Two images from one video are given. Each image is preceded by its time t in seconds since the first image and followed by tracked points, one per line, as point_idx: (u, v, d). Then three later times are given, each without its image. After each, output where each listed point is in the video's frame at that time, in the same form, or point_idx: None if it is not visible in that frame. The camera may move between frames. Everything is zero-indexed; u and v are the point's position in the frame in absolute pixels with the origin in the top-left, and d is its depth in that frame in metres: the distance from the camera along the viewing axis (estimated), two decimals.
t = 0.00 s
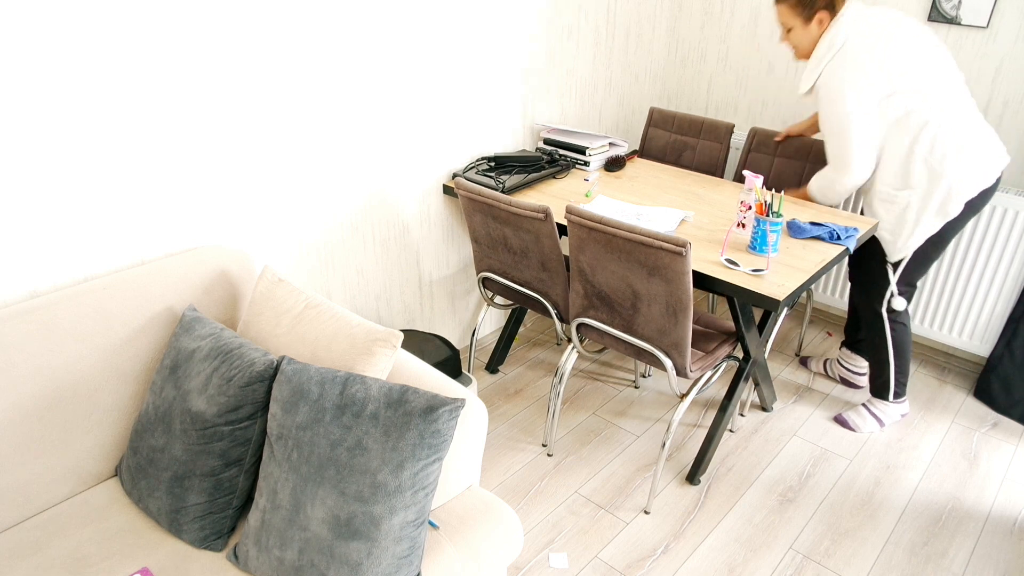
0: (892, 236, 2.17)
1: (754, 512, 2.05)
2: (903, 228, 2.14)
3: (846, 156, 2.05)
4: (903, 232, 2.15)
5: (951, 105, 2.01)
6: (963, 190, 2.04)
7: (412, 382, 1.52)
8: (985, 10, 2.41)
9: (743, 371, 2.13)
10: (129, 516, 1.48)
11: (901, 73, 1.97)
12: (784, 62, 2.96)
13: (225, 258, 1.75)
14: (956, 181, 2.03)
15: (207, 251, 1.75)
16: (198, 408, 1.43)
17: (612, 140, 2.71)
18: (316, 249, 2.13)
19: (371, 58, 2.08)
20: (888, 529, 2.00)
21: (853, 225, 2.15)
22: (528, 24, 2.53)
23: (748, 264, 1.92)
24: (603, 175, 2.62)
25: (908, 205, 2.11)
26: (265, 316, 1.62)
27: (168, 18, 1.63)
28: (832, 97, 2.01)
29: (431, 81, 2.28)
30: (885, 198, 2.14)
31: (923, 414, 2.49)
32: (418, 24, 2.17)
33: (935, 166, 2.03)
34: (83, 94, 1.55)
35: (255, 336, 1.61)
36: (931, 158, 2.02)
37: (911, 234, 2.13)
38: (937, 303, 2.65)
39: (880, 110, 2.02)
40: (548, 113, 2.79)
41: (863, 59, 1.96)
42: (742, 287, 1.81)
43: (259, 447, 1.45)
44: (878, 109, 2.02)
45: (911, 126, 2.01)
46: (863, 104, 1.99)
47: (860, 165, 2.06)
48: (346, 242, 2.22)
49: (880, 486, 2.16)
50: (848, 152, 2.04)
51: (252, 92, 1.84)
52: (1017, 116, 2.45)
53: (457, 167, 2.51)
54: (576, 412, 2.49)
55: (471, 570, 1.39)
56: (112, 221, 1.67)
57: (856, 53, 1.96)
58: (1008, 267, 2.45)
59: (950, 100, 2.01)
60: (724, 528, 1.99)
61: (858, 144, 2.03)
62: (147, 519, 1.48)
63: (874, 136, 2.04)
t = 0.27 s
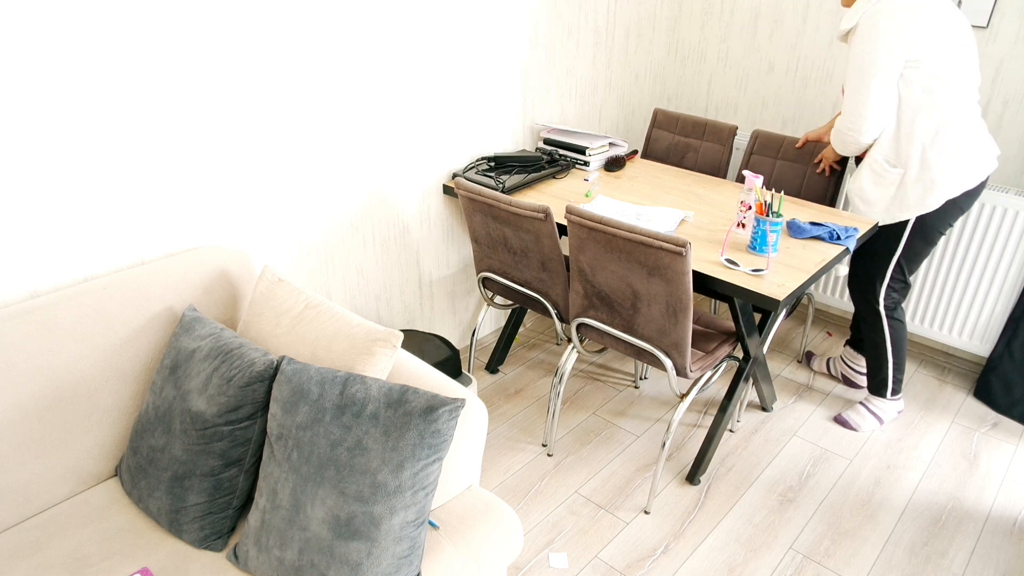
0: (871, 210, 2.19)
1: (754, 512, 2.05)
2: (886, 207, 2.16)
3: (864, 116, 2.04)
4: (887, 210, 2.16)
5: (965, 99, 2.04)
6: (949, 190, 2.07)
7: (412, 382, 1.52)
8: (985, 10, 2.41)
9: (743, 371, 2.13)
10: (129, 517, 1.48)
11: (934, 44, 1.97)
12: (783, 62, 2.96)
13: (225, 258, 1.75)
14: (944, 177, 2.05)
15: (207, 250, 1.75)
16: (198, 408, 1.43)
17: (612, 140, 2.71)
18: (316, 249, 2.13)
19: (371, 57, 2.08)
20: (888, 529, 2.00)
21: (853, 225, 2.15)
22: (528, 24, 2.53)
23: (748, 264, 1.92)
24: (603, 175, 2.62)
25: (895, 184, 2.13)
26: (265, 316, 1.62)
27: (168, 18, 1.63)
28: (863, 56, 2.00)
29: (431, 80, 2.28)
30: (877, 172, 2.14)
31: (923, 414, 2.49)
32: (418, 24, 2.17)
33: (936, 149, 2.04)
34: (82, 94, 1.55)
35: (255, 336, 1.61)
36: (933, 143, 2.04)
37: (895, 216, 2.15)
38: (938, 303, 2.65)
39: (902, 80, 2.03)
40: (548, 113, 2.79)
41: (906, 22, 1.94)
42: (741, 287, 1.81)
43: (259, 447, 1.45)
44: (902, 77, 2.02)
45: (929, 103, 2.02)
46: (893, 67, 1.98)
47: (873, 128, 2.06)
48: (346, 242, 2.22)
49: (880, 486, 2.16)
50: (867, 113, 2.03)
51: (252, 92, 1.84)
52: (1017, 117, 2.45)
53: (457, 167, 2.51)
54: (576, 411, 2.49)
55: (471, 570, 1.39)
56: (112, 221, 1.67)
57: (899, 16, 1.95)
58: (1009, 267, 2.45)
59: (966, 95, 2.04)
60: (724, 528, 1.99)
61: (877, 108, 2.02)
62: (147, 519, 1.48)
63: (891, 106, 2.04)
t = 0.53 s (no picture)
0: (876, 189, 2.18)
1: (754, 512, 2.05)
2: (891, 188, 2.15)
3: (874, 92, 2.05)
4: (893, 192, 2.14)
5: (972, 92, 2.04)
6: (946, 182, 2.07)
7: (412, 382, 1.52)
8: (985, 10, 2.41)
9: (743, 371, 2.13)
10: (129, 517, 1.48)
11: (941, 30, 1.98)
12: (783, 62, 2.96)
13: (225, 258, 1.75)
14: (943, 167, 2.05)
15: (207, 251, 1.75)
16: (198, 408, 1.43)
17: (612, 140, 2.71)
18: (316, 249, 2.13)
19: (371, 57, 2.08)
20: (888, 529, 2.00)
21: (854, 225, 2.15)
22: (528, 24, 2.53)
23: (748, 264, 1.92)
24: (603, 175, 2.62)
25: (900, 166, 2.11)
26: (265, 316, 1.62)
27: (168, 18, 1.63)
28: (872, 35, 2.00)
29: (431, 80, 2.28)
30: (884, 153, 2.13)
31: (923, 414, 2.49)
32: (418, 24, 2.17)
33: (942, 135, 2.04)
34: (82, 94, 1.55)
35: (255, 336, 1.61)
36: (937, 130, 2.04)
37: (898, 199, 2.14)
38: (938, 303, 2.65)
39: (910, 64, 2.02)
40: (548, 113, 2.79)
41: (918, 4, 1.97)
42: (741, 287, 1.81)
43: (259, 447, 1.45)
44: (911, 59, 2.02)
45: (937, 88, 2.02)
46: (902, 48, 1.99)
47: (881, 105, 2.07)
48: (346, 242, 2.22)
49: (880, 486, 2.16)
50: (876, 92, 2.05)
51: (252, 92, 1.84)
52: (1017, 117, 2.45)
53: (457, 167, 2.51)
54: (576, 411, 2.49)
55: (471, 570, 1.39)
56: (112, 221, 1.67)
57: None
58: (1009, 267, 2.45)
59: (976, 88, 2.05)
60: (724, 528, 1.99)
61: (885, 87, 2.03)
62: (147, 519, 1.48)
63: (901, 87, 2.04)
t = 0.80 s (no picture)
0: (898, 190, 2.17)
1: (754, 512, 2.05)
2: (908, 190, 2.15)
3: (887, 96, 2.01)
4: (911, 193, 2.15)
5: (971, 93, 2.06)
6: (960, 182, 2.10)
7: (412, 382, 1.52)
8: (985, 10, 2.41)
9: (743, 371, 2.13)
10: (129, 517, 1.48)
11: (940, 30, 1.98)
12: (783, 62, 2.96)
13: (225, 258, 1.75)
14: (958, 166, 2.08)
15: (207, 251, 1.75)
16: (198, 408, 1.43)
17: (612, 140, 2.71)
18: (316, 249, 2.13)
19: (371, 57, 2.08)
20: (888, 529, 2.00)
21: (854, 225, 2.15)
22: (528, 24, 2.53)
23: (748, 264, 1.92)
24: (603, 175, 2.62)
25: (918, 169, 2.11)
26: (265, 316, 1.62)
27: (168, 18, 1.63)
28: (879, 33, 1.95)
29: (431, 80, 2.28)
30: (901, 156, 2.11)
31: (923, 413, 2.49)
32: (418, 24, 2.17)
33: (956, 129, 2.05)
34: (82, 95, 1.55)
35: (255, 336, 1.61)
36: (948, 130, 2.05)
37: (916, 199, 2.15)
38: (937, 303, 2.65)
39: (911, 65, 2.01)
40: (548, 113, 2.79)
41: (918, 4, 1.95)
42: (741, 287, 1.81)
43: (259, 447, 1.45)
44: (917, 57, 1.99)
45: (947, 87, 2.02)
46: (908, 48, 1.96)
47: (895, 112, 2.03)
48: (346, 242, 2.22)
49: (880, 486, 2.16)
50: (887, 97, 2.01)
51: (252, 92, 1.84)
52: (1017, 117, 2.45)
53: (457, 167, 2.51)
54: (576, 411, 2.49)
55: (471, 570, 1.39)
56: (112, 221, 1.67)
57: None
58: (1009, 267, 2.45)
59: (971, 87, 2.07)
60: (724, 528, 1.99)
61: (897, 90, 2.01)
62: (147, 519, 1.48)
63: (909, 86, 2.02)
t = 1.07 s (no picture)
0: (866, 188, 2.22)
1: (754, 512, 2.05)
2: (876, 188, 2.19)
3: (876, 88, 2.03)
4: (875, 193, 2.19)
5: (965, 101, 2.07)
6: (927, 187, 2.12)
7: (412, 382, 1.52)
8: (985, 10, 2.41)
9: (743, 371, 2.13)
10: (129, 517, 1.48)
11: (941, 31, 2.00)
12: (783, 62, 2.96)
13: (225, 258, 1.75)
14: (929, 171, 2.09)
15: (207, 251, 1.75)
16: (198, 408, 1.43)
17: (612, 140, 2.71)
18: (316, 249, 2.13)
19: (371, 57, 2.08)
20: (888, 529, 2.00)
21: (854, 225, 2.15)
22: (528, 24, 2.54)
23: (748, 264, 1.92)
24: (603, 175, 2.62)
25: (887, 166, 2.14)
26: (265, 316, 1.62)
27: (168, 18, 1.63)
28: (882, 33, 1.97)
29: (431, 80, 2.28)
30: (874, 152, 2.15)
31: (923, 413, 2.49)
32: (418, 24, 2.17)
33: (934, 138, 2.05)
34: (82, 94, 1.55)
35: (255, 336, 1.61)
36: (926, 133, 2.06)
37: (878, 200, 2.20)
38: (938, 303, 2.65)
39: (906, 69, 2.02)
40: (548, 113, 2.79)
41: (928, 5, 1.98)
42: (741, 287, 1.81)
43: (259, 447, 1.45)
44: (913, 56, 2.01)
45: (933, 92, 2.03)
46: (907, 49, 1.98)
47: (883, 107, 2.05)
48: (346, 242, 2.21)
49: (880, 486, 2.16)
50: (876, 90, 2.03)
51: (252, 92, 1.84)
52: (1017, 117, 2.45)
53: (457, 167, 2.51)
54: (576, 411, 2.49)
55: (471, 570, 1.39)
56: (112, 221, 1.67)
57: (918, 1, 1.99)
58: (1009, 267, 2.45)
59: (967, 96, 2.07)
60: (724, 528, 1.99)
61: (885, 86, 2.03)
62: (147, 519, 1.48)
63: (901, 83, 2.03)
